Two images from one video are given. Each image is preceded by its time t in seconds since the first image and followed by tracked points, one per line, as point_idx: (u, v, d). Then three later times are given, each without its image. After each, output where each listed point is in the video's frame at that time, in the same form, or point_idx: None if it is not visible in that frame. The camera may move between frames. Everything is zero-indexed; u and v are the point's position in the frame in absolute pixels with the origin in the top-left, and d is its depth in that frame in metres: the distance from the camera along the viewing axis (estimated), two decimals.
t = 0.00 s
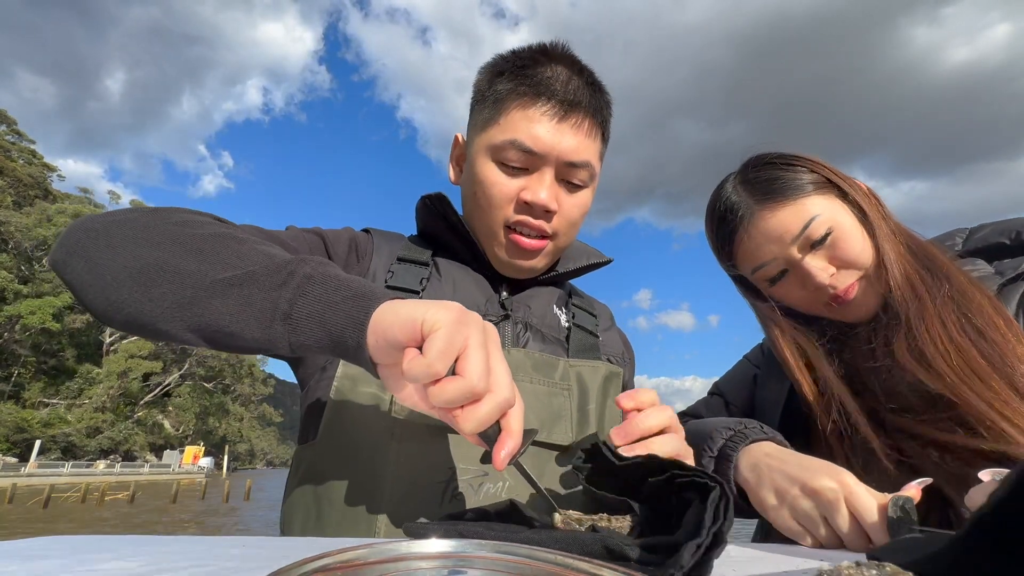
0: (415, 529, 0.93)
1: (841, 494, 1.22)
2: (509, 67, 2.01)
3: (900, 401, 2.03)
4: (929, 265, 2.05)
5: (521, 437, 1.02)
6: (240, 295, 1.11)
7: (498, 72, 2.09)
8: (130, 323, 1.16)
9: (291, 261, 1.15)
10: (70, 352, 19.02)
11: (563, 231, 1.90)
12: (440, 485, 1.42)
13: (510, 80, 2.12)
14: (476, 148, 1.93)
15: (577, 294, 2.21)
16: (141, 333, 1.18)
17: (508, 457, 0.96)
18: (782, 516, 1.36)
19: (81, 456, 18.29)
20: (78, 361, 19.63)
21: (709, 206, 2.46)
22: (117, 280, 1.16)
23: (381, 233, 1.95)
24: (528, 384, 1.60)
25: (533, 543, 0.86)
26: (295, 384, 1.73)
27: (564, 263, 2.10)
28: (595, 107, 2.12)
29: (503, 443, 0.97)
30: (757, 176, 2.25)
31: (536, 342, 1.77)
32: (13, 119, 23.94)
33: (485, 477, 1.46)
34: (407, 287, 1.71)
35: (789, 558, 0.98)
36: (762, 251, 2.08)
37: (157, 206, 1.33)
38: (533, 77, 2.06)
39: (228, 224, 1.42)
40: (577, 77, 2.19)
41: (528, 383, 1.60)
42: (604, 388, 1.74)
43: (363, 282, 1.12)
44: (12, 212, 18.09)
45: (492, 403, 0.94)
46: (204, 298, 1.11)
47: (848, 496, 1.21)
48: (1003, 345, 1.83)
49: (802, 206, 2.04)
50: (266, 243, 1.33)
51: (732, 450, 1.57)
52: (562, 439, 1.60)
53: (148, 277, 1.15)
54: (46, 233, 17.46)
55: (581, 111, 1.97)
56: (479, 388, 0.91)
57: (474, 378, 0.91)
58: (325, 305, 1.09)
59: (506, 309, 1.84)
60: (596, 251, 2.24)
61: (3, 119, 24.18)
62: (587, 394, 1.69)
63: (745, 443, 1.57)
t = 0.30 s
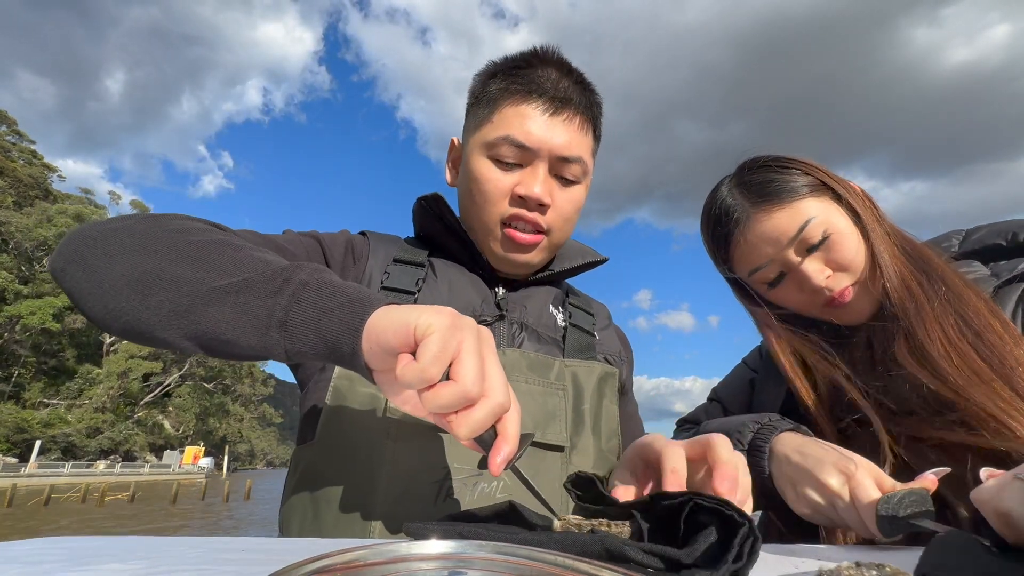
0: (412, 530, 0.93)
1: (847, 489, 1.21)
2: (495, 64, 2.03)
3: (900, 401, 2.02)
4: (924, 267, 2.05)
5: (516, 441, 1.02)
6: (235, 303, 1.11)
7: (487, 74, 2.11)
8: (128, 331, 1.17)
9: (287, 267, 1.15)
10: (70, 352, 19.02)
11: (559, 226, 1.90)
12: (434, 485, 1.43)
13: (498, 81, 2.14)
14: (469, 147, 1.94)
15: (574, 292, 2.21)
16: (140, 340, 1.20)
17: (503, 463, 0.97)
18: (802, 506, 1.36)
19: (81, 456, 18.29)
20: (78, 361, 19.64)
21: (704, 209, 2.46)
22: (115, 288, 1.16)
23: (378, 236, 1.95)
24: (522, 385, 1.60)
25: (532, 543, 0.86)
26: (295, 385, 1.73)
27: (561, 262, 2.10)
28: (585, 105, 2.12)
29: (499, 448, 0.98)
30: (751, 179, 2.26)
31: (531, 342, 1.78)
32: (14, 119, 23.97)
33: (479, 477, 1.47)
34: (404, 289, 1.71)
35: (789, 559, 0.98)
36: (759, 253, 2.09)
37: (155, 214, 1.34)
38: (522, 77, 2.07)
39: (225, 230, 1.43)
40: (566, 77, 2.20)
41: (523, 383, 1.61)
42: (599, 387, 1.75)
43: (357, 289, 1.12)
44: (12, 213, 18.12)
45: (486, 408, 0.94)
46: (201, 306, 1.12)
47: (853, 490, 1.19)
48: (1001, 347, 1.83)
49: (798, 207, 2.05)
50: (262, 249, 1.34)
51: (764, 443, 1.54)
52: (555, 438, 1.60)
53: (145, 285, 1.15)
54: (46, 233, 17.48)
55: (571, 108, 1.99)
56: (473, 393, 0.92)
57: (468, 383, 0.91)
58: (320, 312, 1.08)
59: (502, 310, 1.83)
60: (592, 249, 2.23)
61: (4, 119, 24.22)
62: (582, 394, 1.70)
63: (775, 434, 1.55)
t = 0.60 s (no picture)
0: (411, 531, 0.93)
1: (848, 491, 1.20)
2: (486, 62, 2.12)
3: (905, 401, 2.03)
4: (924, 266, 2.05)
5: (515, 449, 1.01)
6: (234, 315, 1.11)
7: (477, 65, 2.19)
8: (131, 347, 1.17)
9: (284, 277, 1.15)
10: (70, 352, 19.04)
11: (553, 205, 1.91)
12: (430, 489, 1.42)
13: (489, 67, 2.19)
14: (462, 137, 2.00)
15: (576, 293, 2.21)
16: (144, 354, 1.20)
17: (498, 473, 0.96)
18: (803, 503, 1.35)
19: (81, 456, 18.30)
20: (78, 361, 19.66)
21: (705, 210, 2.47)
22: (114, 306, 1.16)
23: (379, 238, 1.95)
24: (521, 388, 1.60)
25: (531, 544, 0.86)
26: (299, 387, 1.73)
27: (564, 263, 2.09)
28: (574, 88, 2.15)
29: (494, 458, 0.97)
30: (751, 179, 2.27)
31: (531, 345, 1.78)
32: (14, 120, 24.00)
33: (475, 480, 1.47)
34: (403, 291, 1.71)
35: (790, 560, 0.98)
36: (759, 252, 2.09)
37: (153, 228, 1.35)
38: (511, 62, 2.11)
39: (223, 241, 1.43)
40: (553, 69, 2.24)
41: (522, 387, 1.60)
42: (600, 389, 1.74)
43: (355, 296, 1.11)
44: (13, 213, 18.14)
45: (483, 420, 0.94)
46: (200, 321, 1.11)
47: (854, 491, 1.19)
48: (1006, 347, 1.81)
49: (797, 206, 2.05)
50: (260, 259, 1.34)
51: (767, 437, 1.55)
52: (552, 442, 1.59)
53: (144, 301, 1.15)
54: (47, 233, 17.51)
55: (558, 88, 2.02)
56: (467, 407, 0.91)
57: (461, 397, 0.91)
58: (318, 321, 1.08)
59: (502, 311, 1.82)
60: (597, 249, 2.23)
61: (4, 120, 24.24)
62: (582, 397, 1.70)
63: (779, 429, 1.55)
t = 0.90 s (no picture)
0: (411, 530, 0.93)
1: (845, 496, 1.20)
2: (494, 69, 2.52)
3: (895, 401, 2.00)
4: (919, 265, 2.05)
5: (520, 445, 1.01)
6: (242, 309, 1.11)
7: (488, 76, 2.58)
8: (137, 343, 1.15)
9: (290, 271, 1.16)
10: (70, 352, 19.05)
11: (536, 174, 1.95)
12: (431, 490, 1.42)
13: (499, 70, 2.47)
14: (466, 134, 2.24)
15: (584, 292, 2.21)
16: (149, 351, 1.19)
17: (505, 467, 0.97)
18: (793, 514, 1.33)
19: (81, 456, 18.29)
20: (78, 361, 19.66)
21: (704, 212, 2.47)
22: (120, 301, 1.15)
23: (382, 238, 1.96)
24: (523, 390, 1.60)
25: (532, 544, 0.86)
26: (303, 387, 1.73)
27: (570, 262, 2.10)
28: (577, 87, 2.38)
29: (501, 453, 0.97)
30: (749, 179, 2.28)
31: (534, 345, 1.77)
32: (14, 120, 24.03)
33: (475, 483, 1.46)
34: (405, 290, 1.71)
35: (789, 560, 0.98)
36: (757, 252, 2.09)
37: (157, 225, 1.35)
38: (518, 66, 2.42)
39: (227, 238, 1.43)
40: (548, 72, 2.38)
41: (524, 388, 1.60)
42: (603, 391, 1.75)
43: (362, 290, 1.12)
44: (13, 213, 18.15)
45: (493, 414, 0.94)
46: (207, 315, 1.11)
47: (851, 496, 1.19)
48: (993, 342, 1.82)
49: (795, 205, 2.05)
50: (265, 255, 1.34)
51: (744, 443, 1.56)
52: (553, 444, 1.59)
53: (151, 296, 1.14)
54: (47, 233, 17.54)
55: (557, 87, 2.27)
56: (478, 400, 0.91)
57: (472, 390, 0.91)
58: (325, 314, 1.09)
59: (505, 311, 1.82)
60: (604, 249, 2.25)
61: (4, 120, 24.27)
62: (585, 398, 1.70)
63: (756, 436, 1.56)
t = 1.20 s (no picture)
0: (411, 530, 0.93)
1: (843, 486, 1.20)
2: (501, 69, 2.56)
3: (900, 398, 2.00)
4: (919, 263, 2.05)
5: (523, 446, 1.02)
6: (242, 300, 1.11)
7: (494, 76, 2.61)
8: (133, 330, 1.16)
9: (293, 263, 1.16)
10: (71, 352, 19.05)
11: (540, 165, 1.95)
12: (431, 491, 1.43)
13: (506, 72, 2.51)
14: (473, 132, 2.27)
15: (590, 291, 2.22)
16: (144, 339, 1.19)
17: (506, 468, 0.96)
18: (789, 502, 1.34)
19: (82, 456, 18.30)
20: (78, 361, 19.66)
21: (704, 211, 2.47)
22: (119, 288, 1.15)
23: (386, 233, 1.96)
24: (528, 390, 1.60)
25: (532, 544, 0.86)
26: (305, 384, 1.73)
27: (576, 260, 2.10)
28: (582, 82, 2.39)
29: (503, 454, 0.97)
30: (748, 178, 2.28)
31: (540, 344, 1.78)
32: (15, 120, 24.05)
33: (478, 484, 1.46)
34: (409, 287, 1.71)
35: (789, 559, 0.99)
36: (756, 250, 2.10)
37: (158, 212, 1.35)
38: (524, 66, 2.46)
39: (229, 227, 1.43)
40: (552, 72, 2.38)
41: (529, 388, 1.60)
42: (608, 391, 1.76)
43: (366, 284, 1.13)
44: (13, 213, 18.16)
45: (497, 416, 0.95)
46: (206, 304, 1.11)
47: (850, 486, 1.19)
48: (1002, 340, 1.81)
49: (793, 203, 2.06)
50: (267, 245, 1.34)
51: (754, 435, 1.56)
52: (559, 445, 1.59)
53: (150, 284, 1.14)
54: (47, 233, 17.54)
55: (562, 83, 2.30)
56: (484, 402, 0.92)
57: (478, 392, 0.91)
58: (328, 308, 1.09)
59: (511, 310, 1.82)
60: (611, 248, 2.25)
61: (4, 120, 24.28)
62: (590, 398, 1.70)
63: (765, 429, 1.56)
